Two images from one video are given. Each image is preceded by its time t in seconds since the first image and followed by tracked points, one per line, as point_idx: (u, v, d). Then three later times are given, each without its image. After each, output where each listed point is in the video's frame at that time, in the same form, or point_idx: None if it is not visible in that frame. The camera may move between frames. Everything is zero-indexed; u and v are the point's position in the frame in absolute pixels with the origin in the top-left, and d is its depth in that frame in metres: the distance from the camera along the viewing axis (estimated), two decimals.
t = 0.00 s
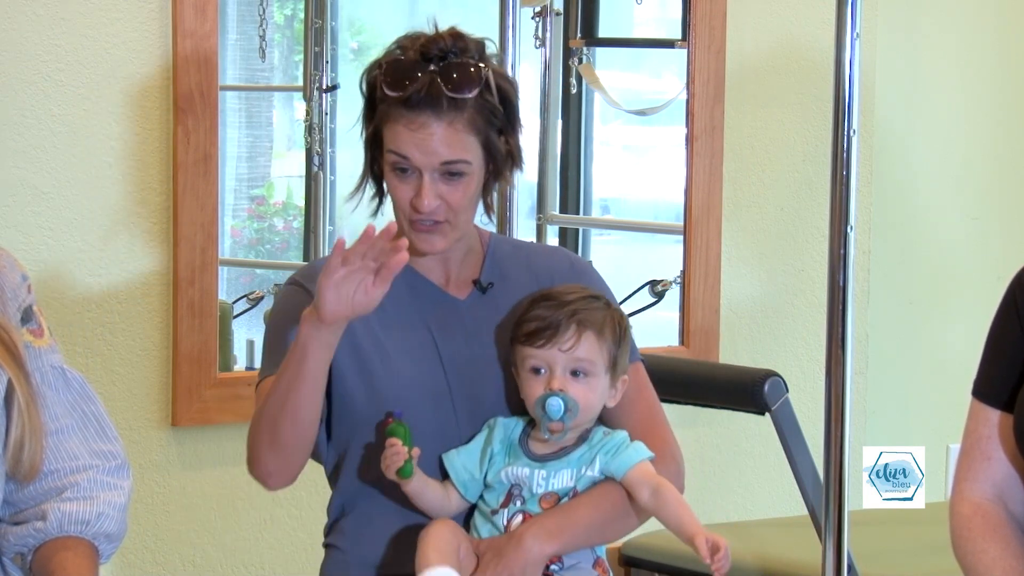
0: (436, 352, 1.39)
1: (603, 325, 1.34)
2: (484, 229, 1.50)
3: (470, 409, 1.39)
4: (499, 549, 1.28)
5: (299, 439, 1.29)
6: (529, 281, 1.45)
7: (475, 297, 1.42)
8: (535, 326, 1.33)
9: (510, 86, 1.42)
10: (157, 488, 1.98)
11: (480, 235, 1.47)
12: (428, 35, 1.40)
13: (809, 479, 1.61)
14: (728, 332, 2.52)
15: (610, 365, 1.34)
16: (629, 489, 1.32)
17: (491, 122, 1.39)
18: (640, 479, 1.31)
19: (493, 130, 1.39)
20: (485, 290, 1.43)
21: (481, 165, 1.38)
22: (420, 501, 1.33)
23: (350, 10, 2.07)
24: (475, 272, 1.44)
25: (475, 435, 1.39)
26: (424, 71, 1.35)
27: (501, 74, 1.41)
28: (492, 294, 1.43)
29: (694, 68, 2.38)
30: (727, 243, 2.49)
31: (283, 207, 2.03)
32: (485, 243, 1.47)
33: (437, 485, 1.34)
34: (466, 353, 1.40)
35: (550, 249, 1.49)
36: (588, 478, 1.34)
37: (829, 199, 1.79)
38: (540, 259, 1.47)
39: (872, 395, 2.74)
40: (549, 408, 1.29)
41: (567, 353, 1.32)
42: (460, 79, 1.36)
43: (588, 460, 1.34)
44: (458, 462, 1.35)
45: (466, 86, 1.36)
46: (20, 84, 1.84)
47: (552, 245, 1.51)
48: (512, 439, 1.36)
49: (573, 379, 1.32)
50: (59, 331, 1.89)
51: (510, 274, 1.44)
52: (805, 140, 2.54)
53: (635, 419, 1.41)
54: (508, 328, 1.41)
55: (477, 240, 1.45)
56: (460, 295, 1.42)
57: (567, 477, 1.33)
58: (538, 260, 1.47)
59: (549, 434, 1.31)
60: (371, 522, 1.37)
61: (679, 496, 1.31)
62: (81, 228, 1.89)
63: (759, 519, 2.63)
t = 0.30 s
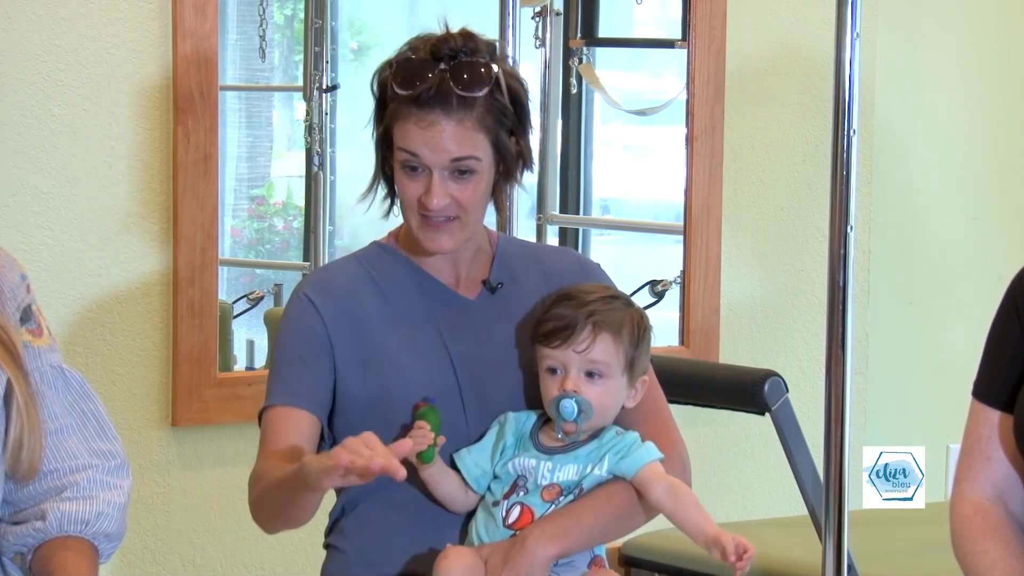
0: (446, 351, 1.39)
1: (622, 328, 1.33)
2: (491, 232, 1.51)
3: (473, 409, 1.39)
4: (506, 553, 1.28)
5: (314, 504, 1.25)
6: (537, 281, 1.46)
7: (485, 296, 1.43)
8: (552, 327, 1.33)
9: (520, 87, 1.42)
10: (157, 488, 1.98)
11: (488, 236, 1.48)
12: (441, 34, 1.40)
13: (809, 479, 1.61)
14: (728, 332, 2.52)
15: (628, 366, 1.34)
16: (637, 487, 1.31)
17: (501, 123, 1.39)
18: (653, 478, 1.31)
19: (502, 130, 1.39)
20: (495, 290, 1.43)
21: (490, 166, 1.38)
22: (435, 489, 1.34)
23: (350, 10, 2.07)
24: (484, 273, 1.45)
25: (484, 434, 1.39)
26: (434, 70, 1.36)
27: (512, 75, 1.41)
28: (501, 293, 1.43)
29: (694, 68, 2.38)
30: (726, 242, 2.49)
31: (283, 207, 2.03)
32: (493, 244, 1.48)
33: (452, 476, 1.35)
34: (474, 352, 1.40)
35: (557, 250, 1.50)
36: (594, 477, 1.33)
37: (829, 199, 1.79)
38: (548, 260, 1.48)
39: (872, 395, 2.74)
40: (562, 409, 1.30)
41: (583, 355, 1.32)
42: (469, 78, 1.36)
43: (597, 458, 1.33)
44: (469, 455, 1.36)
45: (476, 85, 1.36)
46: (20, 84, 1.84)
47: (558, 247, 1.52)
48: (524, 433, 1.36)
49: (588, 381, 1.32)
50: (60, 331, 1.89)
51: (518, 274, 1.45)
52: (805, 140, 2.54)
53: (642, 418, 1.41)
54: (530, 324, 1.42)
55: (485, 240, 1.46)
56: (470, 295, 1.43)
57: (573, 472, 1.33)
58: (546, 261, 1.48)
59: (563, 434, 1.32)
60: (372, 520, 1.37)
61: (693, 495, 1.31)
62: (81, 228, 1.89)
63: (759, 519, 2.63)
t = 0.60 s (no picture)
0: (451, 350, 1.39)
1: (630, 329, 1.33)
2: (500, 231, 1.50)
3: (475, 409, 1.39)
4: (506, 554, 1.28)
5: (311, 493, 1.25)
6: (544, 281, 1.46)
7: (491, 296, 1.43)
8: (560, 326, 1.33)
9: (521, 87, 1.42)
10: (157, 488, 1.98)
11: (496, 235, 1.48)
12: (442, 31, 1.41)
13: (809, 479, 1.61)
14: (728, 331, 2.52)
15: (634, 368, 1.34)
16: (640, 490, 1.31)
17: (494, 120, 1.39)
18: (656, 482, 1.31)
19: (496, 127, 1.39)
20: (501, 290, 1.43)
21: (480, 162, 1.37)
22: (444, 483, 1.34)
23: (350, 10, 2.08)
24: (491, 273, 1.44)
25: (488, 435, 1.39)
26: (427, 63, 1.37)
27: (512, 74, 1.41)
28: (507, 293, 1.43)
29: (694, 68, 2.38)
30: (726, 242, 2.49)
31: (283, 207, 2.03)
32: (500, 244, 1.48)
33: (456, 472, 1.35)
34: (478, 353, 1.40)
35: (564, 252, 1.50)
36: (597, 479, 1.33)
37: (829, 199, 1.79)
38: (555, 261, 1.48)
39: (872, 395, 2.74)
40: (567, 408, 1.29)
41: (590, 354, 1.32)
42: (459, 71, 1.36)
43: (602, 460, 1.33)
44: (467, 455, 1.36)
45: (465, 78, 1.36)
46: (20, 84, 1.84)
47: (566, 249, 1.52)
48: (527, 432, 1.36)
49: (595, 380, 1.32)
50: (60, 331, 1.89)
51: (525, 275, 1.45)
52: (805, 140, 2.54)
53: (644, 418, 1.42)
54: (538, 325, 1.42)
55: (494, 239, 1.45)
56: (476, 295, 1.43)
57: (577, 473, 1.33)
58: (553, 262, 1.47)
59: (569, 433, 1.32)
60: (371, 520, 1.37)
61: (696, 499, 1.31)
62: (81, 228, 1.89)
63: (759, 519, 2.63)
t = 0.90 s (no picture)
0: (451, 350, 1.39)
1: (617, 316, 1.33)
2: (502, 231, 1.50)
3: (477, 407, 1.39)
4: (508, 556, 1.28)
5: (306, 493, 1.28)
6: (545, 280, 1.46)
7: (491, 295, 1.43)
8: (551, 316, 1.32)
9: (518, 89, 1.42)
10: (157, 488, 1.98)
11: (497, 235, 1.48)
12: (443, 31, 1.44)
13: (809, 479, 1.61)
14: (728, 331, 2.52)
15: (624, 356, 1.33)
16: (644, 489, 1.32)
17: (483, 116, 1.39)
18: (662, 479, 1.31)
19: (486, 124, 1.40)
20: (502, 288, 1.43)
21: (463, 154, 1.38)
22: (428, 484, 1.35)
23: (350, 10, 2.08)
24: (490, 272, 1.44)
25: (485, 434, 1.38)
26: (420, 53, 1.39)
27: (509, 75, 1.42)
28: (507, 293, 1.43)
29: (694, 68, 2.38)
30: (726, 242, 2.49)
31: (283, 207, 2.03)
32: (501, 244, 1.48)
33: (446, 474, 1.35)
34: (479, 353, 1.40)
35: (566, 252, 1.50)
36: (602, 479, 1.33)
37: (829, 199, 1.79)
38: (556, 261, 1.48)
39: (872, 395, 2.74)
40: (561, 395, 1.28)
41: (581, 341, 1.31)
42: (450, 62, 1.38)
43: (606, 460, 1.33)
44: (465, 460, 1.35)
45: (454, 68, 1.38)
46: (20, 84, 1.84)
47: (568, 250, 1.52)
48: (524, 430, 1.35)
49: (586, 368, 1.31)
50: (60, 331, 1.89)
51: (525, 275, 1.45)
52: (805, 140, 2.54)
53: (645, 417, 1.42)
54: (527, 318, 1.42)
55: (495, 239, 1.45)
56: (477, 294, 1.43)
57: (583, 474, 1.32)
58: (554, 262, 1.47)
59: (564, 424, 1.31)
60: (371, 520, 1.37)
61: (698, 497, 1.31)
62: (81, 228, 1.89)
63: (759, 519, 2.62)
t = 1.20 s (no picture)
0: (449, 348, 1.39)
1: (608, 314, 1.33)
2: (499, 231, 1.50)
3: (478, 407, 1.39)
4: (507, 557, 1.28)
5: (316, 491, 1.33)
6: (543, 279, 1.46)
7: (489, 292, 1.43)
8: (541, 315, 1.31)
9: (523, 88, 1.44)
10: (157, 488, 1.98)
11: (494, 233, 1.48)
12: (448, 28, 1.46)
13: (809, 479, 1.61)
14: (728, 331, 2.52)
15: (615, 355, 1.34)
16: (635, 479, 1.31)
17: (490, 108, 1.41)
18: (648, 467, 1.30)
19: (492, 116, 1.41)
20: (498, 286, 1.43)
21: (468, 141, 1.39)
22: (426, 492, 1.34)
23: (350, 10, 2.08)
24: (487, 270, 1.45)
25: (481, 436, 1.38)
26: (427, 44, 1.41)
27: (514, 72, 1.44)
28: (505, 290, 1.43)
29: (694, 68, 2.38)
30: (726, 242, 2.49)
31: (283, 207, 2.03)
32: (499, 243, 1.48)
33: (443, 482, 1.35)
34: (478, 352, 1.40)
35: (564, 251, 1.50)
36: (601, 477, 1.33)
37: (828, 199, 1.79)
38: (555, 260, 1.48)
39: (872, 395, 2.74)
40: (557, 396, 1.28)
41: (573, 340, 1.30)
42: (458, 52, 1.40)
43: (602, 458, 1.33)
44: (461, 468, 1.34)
45: (462, 56, 1.40)
46: (20, 84, 1.84)
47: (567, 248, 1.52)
48: (519, 436, 1.33)
49: (579, 368, 1.31)
50: (60, 331, 1.89)
51: (523, 274, 1.45)
52: (805, 140, 2.54)
53: (642, 416, 1.42)
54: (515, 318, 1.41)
55: (491, 237, 1.46)
56: (475, 292, 1.43)
57: (582, 476, 1.32)
58: (552, 261, 1.47)
59: (557, 424, 1.30)
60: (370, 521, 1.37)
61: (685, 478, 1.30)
62: (81, 228, 1.89)
63: (759, 519, 2.63)
